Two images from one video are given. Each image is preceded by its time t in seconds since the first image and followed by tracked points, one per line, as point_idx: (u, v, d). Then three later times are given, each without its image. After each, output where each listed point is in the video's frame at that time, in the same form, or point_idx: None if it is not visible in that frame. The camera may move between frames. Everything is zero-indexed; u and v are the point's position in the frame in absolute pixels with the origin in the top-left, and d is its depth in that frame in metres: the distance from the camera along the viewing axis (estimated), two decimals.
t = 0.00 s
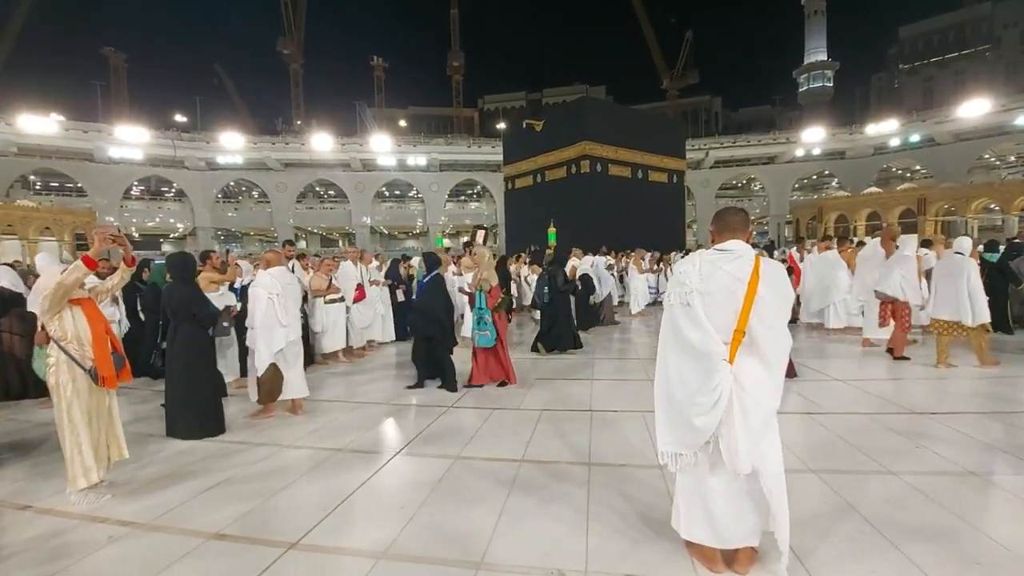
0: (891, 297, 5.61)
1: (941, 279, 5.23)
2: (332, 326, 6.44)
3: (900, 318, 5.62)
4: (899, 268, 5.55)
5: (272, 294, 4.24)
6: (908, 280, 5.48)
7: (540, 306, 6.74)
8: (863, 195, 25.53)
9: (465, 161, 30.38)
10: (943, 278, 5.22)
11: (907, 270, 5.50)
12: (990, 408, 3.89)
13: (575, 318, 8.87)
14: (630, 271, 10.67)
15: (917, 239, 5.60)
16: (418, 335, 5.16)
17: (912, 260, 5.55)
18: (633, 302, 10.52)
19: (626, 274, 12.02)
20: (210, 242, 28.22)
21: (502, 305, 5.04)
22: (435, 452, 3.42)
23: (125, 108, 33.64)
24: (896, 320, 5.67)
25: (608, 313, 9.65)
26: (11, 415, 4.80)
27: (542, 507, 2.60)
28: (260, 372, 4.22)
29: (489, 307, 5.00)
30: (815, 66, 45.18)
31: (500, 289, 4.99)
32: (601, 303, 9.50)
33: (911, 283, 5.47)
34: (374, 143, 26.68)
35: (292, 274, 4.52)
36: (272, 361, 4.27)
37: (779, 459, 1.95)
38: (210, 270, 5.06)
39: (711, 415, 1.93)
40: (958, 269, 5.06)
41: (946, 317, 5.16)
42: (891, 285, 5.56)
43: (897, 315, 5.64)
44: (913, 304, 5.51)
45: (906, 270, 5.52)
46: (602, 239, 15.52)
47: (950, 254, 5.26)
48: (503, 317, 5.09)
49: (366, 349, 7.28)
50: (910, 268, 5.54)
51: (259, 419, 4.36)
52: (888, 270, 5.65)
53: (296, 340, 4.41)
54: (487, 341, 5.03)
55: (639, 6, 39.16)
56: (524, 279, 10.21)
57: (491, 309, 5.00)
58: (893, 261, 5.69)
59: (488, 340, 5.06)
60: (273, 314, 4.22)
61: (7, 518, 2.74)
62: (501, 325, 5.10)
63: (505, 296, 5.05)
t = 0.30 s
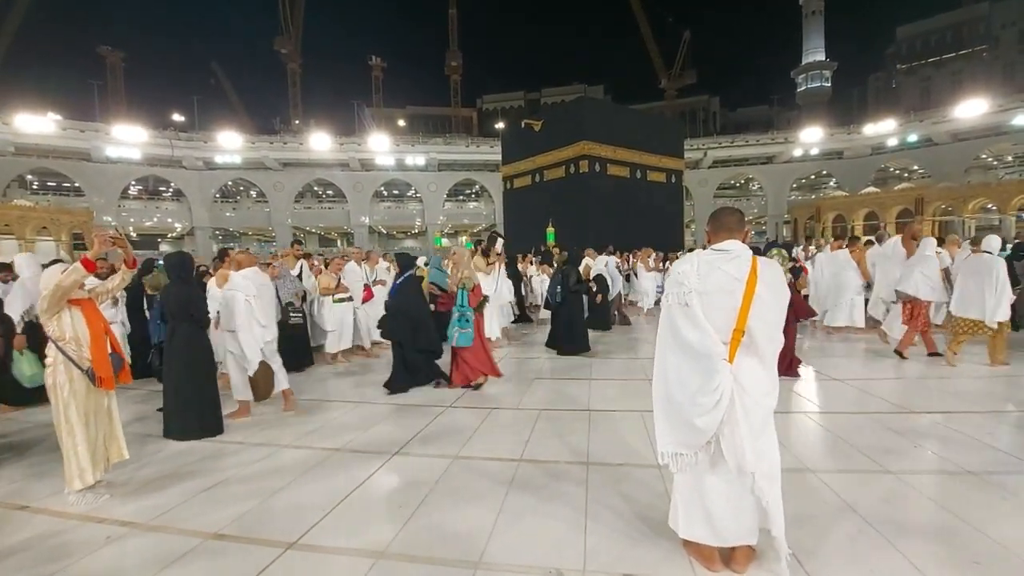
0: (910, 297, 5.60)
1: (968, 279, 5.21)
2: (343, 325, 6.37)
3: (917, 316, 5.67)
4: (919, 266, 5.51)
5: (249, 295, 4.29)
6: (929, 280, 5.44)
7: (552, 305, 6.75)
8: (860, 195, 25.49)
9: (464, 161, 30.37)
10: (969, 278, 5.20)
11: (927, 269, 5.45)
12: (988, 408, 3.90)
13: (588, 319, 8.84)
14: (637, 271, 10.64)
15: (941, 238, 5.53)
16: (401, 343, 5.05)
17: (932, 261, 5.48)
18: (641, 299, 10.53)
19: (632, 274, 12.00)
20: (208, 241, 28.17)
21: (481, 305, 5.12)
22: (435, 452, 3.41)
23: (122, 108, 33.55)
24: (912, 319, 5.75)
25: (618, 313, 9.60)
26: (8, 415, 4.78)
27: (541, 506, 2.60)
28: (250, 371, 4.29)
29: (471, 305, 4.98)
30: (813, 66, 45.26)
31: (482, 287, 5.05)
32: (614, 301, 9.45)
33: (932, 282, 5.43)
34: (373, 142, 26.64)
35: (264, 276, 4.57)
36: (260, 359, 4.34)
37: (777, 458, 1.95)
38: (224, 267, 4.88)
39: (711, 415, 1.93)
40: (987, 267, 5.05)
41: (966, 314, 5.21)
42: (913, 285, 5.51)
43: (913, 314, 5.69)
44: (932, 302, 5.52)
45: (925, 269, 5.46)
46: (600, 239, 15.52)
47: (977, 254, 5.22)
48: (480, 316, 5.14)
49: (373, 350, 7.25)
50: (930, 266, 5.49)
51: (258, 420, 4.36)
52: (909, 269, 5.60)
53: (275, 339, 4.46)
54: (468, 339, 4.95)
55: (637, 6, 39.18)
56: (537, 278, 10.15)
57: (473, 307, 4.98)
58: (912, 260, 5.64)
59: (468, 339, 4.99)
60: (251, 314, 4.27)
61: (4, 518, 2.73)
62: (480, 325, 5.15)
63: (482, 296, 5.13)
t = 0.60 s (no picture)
0: (930, 295, 5.61)
1: (990, 276, 5.22)
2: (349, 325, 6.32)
3: (943, 314, 5.64)
4: (940, 264, 5.47)
5: (231, 293, 4.37)
6: (947, 278, 5.46)
7: (567, 305, 6.73)
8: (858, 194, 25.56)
9: (462, 160, 30.37)
10: (991, 275, 5.21)
11: (949, 267, 5.42)
12: (983, 407, 3.91)
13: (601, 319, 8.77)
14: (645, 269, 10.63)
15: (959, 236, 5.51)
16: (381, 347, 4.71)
17: (954, 258, 5.43)
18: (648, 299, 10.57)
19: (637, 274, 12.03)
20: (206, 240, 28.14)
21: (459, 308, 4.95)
22: (433, 451, 3.42)
23: (120, 106, 33.46)
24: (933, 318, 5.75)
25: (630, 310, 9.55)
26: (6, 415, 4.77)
27: (538, 505, 2.61)
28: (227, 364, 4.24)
29: (447, 309, 4.81)
30: (812, 66, 45.34)
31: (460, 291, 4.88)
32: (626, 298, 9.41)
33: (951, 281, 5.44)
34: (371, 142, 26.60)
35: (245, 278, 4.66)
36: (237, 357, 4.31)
37: (773, 457, 1.96)
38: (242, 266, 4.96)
39: (708, 413, 1.94)
40: (1009, 264, 5.10)
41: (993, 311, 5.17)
42: (933, 283, 5.53)
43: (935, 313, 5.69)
44: (953, 300, 5.52)
45: (946, 266, 5.43)
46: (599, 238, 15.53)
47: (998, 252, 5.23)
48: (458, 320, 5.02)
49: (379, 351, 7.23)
50: (951, 264, 5.46)
51: (256, 419, 4.36)
52: (927, 268, 5.58)
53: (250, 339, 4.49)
54: (443, 345, 4.82)
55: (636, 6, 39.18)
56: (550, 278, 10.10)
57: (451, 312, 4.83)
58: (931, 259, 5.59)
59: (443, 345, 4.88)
60: (231, 312, 4.33)
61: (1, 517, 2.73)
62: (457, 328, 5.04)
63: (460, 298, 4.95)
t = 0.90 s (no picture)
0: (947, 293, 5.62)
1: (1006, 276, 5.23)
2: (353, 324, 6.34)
3: (956, 314, 5.67)
4: (958, 263, 5.49)
5: (213, 294, 4.45)
6: (967, 276, 5.45)
7: (580, 305, 6.59)
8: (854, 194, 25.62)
9: (460, 159, 30.36)
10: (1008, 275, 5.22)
11: (966, 266, 5.43)
12: (977, 405, 3.94)
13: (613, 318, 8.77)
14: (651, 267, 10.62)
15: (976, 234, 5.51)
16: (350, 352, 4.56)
17: (973, 257, 5.44)
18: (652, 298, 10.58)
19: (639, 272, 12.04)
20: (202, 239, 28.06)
21: (432, 308, 4.78)
22: (429, 449, 3.42)
23: (116, 105, 33.32)
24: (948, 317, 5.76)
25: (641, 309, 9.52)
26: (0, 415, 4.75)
27: (536, 503, 2.62)
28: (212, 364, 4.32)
29: (417, 310, 4.69)
30: (809, 66, 45.47)
31: (431, 291, 4.72)
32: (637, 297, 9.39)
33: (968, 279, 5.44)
34: (368, 141, 26.54)
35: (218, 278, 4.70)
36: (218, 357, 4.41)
37: (768, 454, 1.98)
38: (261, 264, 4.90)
39: (702, 412, 1.96)
40: None
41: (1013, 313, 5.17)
42: (951, 282, 5.52)
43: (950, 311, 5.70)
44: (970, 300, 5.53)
45: (965, 265, 5.44)
46: (597, 237, 15.55)
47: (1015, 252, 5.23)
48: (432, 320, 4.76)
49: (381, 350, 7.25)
50: (970, 263, 5.47)
51: (253, 419, 4.35)
52: (946, 266, 5.58)
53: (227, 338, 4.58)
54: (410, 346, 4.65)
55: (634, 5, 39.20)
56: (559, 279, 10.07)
57: (417, 312, 4.67)
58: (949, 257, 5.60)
59: (413, 346, 4.67)
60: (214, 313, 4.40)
61: None
62: (432, 329, 4.80)
63: (434, 298, 4.79)
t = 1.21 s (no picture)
0: (959, 291, 5.71)
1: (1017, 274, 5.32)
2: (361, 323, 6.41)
3: (966, 311, 5.75)
4: (970, 262, 5.58)
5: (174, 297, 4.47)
6: (979, 274, 5.55)
7: (593, 303, 6.63)
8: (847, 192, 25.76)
9: (455, 158, 30.35)
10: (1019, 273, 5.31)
11: (978, 265, 5.54)
12: (967, 402, 3.98)
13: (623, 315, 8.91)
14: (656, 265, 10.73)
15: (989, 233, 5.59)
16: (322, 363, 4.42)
17: (985, 256, 5.55)
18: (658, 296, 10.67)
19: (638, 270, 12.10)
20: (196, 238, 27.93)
21: (404, 307, 4.73)
22: (424, 448, 3.42)
23: (108, 102, 33.05)
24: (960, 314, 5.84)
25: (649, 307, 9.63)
26: None
27: (531, 500, 2.63)
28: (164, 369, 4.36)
29: (387, 309, 4.60)
30: (803, 65, 45.69)
31: (403, 290, 4.66)
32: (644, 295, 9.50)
33: (981, 277, 5.54)
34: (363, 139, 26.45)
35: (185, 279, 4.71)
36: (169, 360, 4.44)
37: (760, 451, 2.00)
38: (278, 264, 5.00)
39: (696, 409, 1.97)
40: None
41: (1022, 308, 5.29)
42: (962, 280, 5.62)
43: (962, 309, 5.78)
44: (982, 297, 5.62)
45: (977, 264, 5.55)
46: (593, 236, 15.58)
47: None
48: (403, 320, 4.70)
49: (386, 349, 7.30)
50: (982, 261, 5.57)
51: (247, 418, 4.34)
52: (958, 264, 5.69)
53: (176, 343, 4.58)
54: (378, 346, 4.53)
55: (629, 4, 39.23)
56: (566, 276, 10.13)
57: (388, 311, 4.59)
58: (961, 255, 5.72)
59: (382, 346, 4.55)
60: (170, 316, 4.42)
61: None
62: (401, 329, 4.73)
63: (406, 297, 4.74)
